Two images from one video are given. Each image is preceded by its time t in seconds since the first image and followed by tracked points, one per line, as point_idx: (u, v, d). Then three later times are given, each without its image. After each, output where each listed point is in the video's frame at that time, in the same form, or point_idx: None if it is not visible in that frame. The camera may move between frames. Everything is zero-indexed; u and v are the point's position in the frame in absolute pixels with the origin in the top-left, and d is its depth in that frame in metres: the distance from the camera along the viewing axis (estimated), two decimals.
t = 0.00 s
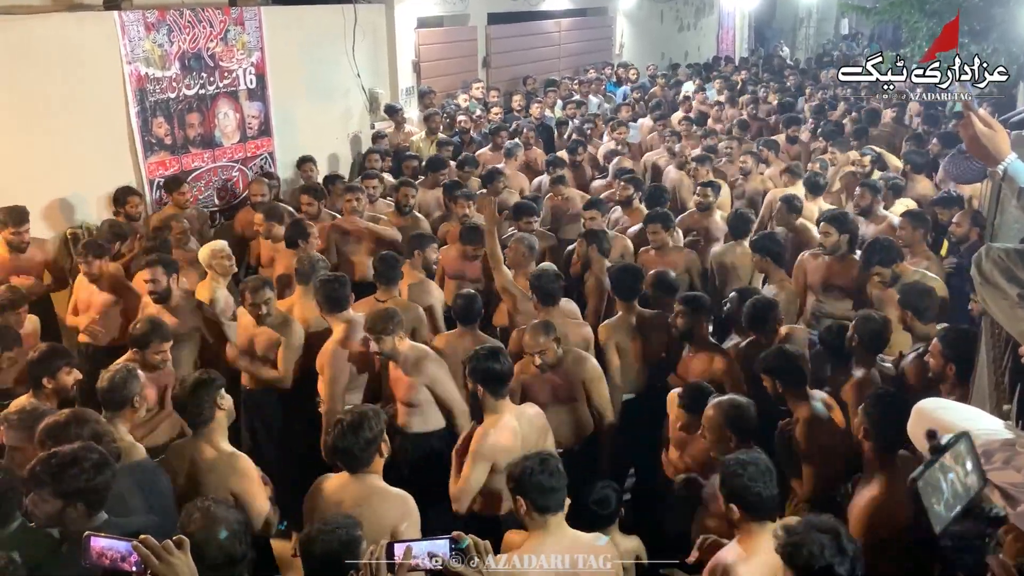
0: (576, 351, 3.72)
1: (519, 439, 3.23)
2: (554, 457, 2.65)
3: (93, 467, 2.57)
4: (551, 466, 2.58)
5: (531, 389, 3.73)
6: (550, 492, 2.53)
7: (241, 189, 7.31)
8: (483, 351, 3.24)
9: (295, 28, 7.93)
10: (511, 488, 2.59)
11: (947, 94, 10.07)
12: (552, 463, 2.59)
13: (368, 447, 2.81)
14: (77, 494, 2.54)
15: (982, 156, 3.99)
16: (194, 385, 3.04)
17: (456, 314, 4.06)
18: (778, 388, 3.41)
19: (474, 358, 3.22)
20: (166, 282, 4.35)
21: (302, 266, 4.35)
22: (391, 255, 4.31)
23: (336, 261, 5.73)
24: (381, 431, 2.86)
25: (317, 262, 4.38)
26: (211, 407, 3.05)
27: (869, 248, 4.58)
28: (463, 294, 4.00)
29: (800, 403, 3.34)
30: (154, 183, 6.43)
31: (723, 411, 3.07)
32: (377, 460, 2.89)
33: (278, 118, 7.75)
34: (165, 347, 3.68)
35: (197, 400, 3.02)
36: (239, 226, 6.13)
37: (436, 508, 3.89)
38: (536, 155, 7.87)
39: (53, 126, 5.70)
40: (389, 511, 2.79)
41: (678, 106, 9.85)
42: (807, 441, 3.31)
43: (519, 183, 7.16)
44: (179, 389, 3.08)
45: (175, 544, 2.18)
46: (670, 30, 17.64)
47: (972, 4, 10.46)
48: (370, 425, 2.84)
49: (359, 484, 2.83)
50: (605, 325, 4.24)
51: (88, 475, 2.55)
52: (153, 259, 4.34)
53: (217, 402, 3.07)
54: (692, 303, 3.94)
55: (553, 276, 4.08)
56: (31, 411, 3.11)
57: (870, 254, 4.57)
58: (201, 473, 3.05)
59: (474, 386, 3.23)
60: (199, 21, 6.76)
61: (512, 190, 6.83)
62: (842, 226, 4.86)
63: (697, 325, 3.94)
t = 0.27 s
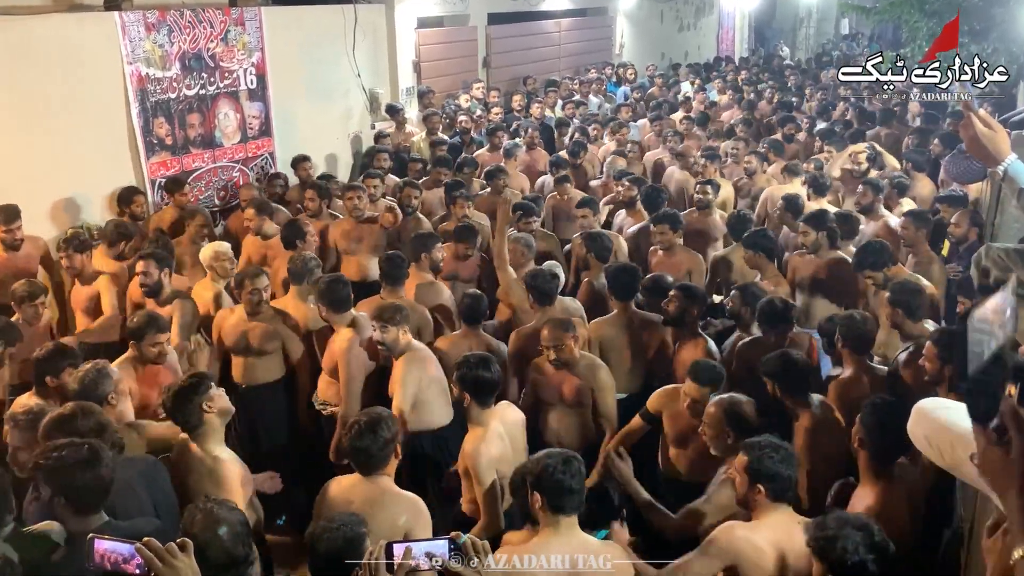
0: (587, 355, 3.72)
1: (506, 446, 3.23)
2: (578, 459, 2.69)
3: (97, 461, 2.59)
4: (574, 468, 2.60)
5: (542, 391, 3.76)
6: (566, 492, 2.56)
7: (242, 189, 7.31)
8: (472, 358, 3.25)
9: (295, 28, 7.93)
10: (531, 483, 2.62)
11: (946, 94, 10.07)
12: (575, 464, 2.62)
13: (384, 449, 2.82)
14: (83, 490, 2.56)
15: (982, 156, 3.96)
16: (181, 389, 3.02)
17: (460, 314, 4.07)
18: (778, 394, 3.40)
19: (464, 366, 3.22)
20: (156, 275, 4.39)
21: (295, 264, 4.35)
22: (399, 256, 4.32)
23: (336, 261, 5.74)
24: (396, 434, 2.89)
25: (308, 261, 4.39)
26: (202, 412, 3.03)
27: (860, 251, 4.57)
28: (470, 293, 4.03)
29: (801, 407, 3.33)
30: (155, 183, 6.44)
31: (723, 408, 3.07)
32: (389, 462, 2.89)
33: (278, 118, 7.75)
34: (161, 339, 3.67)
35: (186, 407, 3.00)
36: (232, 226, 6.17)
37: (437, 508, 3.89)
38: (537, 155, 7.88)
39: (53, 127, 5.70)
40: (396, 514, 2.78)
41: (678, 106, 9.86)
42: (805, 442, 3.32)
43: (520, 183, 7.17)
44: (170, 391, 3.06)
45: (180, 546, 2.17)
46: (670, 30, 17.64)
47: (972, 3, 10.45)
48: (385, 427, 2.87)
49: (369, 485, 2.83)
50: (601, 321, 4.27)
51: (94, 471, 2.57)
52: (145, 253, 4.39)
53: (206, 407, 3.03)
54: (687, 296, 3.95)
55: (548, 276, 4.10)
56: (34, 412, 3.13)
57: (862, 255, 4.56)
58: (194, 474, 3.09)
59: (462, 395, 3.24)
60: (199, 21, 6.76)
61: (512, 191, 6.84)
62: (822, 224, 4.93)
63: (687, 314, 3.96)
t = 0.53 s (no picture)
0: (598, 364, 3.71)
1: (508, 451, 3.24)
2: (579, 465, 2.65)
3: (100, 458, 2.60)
4: (573, 475, 2.58)
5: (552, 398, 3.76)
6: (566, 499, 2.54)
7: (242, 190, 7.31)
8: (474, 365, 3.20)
9: (296, 29, 7.93)
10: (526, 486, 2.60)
11: (947, 95, 10.07)
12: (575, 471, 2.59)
13: (401, 471, 2.76)
14: (87, 488, 2.55)
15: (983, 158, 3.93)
16: (193, 393, 3.00)
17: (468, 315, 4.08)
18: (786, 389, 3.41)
19: (462, 374, 3.15)
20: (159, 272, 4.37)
21: (288, 264, 4.36)
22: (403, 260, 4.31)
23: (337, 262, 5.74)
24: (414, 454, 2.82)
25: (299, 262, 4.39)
26: (214, 417, 3.02)
27: (858, 257, 4.59)
28: (477, 295, 4.05)
29: (805, 415, 3.35)
30: (155, 184, 6.45)
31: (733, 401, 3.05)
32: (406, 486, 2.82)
33: (279, 119, 7.76)
34: (160, 333, 3.68)
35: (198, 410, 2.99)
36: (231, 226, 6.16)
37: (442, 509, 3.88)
38: (538, 156, 7.88)
39: (54, 127, 5.71)
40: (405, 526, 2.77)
41: (678, 108, 9.86)
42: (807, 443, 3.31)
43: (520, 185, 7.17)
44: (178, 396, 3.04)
45: (186, 548, 2.19)
46: (670, 31, 17.65)
47: (972, 4, 10.46)
48: (405, 450, 2.78)
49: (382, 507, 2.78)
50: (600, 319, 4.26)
51: (96, 468, 2.57)
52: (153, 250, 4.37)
53: (219, 412, 3.02)
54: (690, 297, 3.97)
55: (552, 279, 4.09)
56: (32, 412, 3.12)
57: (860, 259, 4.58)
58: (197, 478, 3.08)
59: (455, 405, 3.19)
60: (200, 22, 6.77)
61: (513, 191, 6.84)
62: (812, 223, 4.95)
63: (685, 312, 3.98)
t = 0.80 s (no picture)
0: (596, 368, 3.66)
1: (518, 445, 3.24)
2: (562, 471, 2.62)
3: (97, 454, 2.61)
4: (556, 483, 2.55)
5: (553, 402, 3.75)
6: (550, 508, 2.53)
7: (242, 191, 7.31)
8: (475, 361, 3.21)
9: (296, 29, 7.93)
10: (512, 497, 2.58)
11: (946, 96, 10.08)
12: (558, 479, 2.56)
13: (369, 461, 2.77)
14: (84, 484, 2.56)
15: (983, 160, 3.91)
16: (224, 393, 3.04)
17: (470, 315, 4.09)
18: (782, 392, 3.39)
19: (467, 369, 3.18)
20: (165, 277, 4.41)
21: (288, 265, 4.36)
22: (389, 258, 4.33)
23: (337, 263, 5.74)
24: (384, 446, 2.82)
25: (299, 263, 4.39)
26: (239, 420, 3.07)
27: (860, 260, 4.62)
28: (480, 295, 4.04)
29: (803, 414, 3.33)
30: (156, 184, 6.45)
31: (724, 404, 3.08)
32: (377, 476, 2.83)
33: (279, 120, 7.76)
34: (165, 340, 3.67)
35: (229, 413, 3.02)
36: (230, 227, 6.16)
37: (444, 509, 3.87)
38: (538, 157, 7.88)
39: (55, 127, 5.71)
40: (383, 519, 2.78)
41: (679, 109, 9.86)
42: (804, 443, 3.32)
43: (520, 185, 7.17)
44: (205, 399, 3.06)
45: (188, 549, 2.16)
46: (670, 33, 17.67)
47: (972, 6, 10.49)
48: (375, 440, 2.80)
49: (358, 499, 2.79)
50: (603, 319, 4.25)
51: (93, 462, 2.59)
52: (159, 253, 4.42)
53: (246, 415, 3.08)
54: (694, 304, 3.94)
55: (556, 279, 4.08)
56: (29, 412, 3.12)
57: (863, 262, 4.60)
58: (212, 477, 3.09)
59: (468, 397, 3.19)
60: (200, 23, 6.77)
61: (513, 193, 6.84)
62: (811, 225, 4.95)
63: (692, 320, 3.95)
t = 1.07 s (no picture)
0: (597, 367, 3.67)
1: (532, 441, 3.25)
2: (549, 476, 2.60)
3: (97, 451, 2.60)
4: (544, 488, 2.53)
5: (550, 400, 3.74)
6: (539, 514, 2.51)
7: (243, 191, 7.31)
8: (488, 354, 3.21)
9: (297, 29, 7.93)
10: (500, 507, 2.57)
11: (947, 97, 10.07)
12: (546, 484, 2.54)
13: (330, 455, 2.77)
14: (84, 481, 2.55)
15: (985, 161, 3.86)
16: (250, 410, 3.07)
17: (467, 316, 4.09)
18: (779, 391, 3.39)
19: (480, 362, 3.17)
20: (174, 284, 4.35)
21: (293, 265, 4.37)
22: (374, 256, 4.33)
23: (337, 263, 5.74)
24: (345, 440, 2.82)
25: (307, 265, 4.41)
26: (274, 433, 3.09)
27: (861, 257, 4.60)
28: (475, 295, 4.03)
29: (801, 406, 3.34)
30: (156, 184, 6.44)
31: (715, 424, 3.05)
32: (343, 471, 2.83)
33: (280, 120, 7.76)
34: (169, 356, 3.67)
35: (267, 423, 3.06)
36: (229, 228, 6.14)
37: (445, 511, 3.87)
38: (538, 158, 7.88)
39: (55, 127, 5.71)
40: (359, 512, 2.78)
41: (679, 110, 9.86)
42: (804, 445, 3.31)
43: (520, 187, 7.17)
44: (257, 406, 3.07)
45: (192, 549, 2.16)
46: (670, 34, 17.67)
47: (972, 7, 10.47)
48: (335, 433, 2.81)
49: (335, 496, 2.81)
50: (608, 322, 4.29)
51: (94, 459, 2.58)
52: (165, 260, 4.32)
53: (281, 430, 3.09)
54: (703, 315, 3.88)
55: (562, 278, 4.08)
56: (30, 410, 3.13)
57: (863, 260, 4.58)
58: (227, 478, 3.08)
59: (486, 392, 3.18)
60: (200, 23, 6.77)
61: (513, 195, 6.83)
62: (817, 228, 4.94)
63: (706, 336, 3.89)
